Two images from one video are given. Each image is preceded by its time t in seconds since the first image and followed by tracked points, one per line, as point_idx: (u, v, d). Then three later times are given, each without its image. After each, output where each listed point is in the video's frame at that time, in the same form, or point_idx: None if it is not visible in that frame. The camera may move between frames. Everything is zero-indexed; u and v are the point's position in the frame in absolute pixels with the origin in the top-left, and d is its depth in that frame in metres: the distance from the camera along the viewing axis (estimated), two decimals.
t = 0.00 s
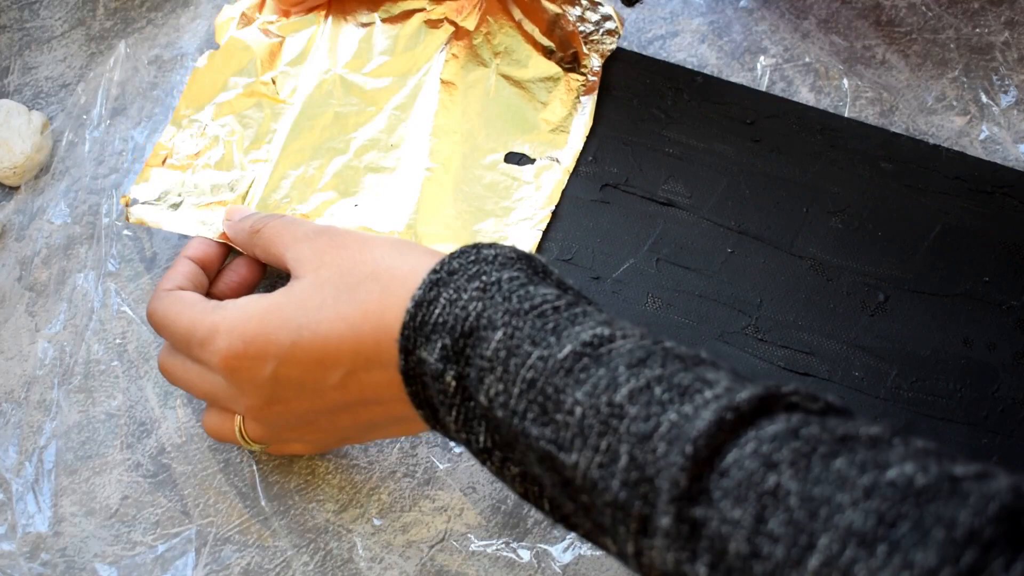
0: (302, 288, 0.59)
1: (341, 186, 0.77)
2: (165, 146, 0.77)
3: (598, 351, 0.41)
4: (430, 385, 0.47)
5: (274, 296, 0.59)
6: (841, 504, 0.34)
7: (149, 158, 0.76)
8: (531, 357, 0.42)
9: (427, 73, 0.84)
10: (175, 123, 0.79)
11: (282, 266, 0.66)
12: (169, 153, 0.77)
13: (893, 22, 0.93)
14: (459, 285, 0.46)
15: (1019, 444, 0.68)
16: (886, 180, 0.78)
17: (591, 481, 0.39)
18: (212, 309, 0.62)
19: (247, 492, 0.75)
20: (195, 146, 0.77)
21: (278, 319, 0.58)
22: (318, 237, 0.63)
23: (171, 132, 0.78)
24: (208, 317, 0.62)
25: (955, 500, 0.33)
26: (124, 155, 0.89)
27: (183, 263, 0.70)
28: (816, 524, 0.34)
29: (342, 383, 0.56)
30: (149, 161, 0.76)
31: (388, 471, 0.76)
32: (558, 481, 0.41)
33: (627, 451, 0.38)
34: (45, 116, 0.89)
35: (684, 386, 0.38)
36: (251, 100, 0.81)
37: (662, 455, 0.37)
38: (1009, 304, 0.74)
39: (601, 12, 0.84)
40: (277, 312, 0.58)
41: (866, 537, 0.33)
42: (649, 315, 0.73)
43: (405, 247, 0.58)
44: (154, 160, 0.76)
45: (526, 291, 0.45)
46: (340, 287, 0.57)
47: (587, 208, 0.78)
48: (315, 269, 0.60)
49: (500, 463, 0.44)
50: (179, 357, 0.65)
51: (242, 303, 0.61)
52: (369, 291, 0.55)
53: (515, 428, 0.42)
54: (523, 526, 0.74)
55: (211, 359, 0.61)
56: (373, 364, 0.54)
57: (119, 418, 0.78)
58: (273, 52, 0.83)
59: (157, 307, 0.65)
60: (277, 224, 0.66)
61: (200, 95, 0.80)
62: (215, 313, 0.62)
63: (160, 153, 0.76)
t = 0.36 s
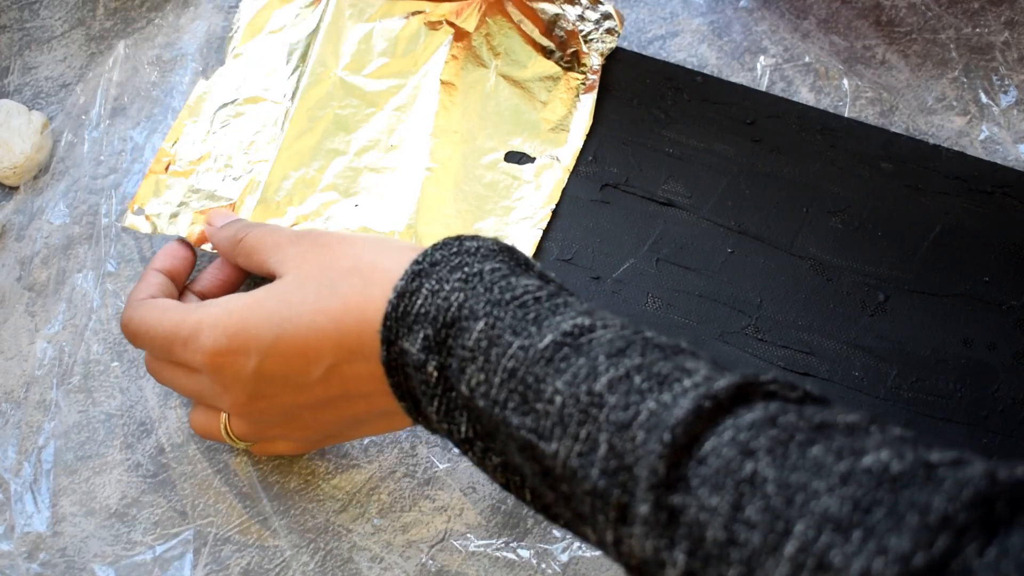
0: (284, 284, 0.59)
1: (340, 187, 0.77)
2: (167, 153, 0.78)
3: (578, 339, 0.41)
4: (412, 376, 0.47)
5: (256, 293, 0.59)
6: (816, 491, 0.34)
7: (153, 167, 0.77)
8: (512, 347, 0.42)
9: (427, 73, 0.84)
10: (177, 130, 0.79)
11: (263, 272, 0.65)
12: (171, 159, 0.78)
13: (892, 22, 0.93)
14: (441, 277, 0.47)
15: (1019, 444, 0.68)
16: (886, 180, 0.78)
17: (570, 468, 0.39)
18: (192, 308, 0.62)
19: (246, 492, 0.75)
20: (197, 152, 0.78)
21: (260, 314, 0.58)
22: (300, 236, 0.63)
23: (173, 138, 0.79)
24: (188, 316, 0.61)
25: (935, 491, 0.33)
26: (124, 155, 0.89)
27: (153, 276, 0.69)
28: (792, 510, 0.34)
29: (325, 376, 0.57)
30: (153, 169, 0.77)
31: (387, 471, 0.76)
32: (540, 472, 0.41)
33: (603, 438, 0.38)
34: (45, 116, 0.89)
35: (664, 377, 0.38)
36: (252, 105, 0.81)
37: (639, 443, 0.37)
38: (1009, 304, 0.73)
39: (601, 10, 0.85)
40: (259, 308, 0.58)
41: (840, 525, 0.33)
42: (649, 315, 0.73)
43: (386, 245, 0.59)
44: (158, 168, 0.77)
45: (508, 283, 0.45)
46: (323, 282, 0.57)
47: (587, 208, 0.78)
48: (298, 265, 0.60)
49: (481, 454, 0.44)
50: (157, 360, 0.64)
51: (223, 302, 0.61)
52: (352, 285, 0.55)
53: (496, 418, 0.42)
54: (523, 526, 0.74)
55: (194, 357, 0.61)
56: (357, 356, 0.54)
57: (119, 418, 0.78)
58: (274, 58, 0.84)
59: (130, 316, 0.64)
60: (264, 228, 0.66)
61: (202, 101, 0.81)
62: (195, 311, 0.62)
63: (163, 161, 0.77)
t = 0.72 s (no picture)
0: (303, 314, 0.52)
1: (341, 188, 0.78)
2: (167, 152, 0.78)
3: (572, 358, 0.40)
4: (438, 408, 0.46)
5: (270, 336, 0.50)
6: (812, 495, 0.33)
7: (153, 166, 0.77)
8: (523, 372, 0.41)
9: (427, 73, 0.84)
10: (177, 130, 0.80)
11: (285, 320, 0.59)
12: (172, 159, 0.78)
13: (892, 22, 0.93)
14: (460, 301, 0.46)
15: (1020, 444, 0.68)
16: (886, 180, 0.78)
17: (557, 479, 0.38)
18: (210, 355, 0.52)
19: (246, 492, 0.75)
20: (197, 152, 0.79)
21: (284, 357, 0.49)
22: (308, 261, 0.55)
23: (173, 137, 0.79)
24: (201, 366, 0.51)
25: (941, 491, 0.31)
26: (124, 155, 0.89)
27: (199, 342, 0.60)
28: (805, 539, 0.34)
29: (369, 425, 0.48)
30: (153, 169, 0.77)
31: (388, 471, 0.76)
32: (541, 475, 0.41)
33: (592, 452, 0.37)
34: (45, 116, 0.89)
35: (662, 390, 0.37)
36: (252, 105, 0.82)
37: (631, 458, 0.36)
38: (1009, 304, 0.73)
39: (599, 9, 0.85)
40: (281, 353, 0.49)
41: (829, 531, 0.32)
42: (648, 316, 0.73)
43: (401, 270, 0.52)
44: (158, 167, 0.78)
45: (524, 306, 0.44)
46: (341, 313, 0.49)
47: (587, 209, 0.78)
48: (316, 295, 0.51)
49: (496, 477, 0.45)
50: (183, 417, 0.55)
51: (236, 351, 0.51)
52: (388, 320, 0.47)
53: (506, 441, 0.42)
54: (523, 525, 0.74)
55: (220, 404, 0.52)
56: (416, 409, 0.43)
57: (119, 418, 0.78)
58: (275, 58, 0.84)
59: (138, 386, 0.54)
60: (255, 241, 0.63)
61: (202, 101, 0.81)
62: (214, 356, 0.52)
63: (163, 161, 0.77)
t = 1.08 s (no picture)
0: (486, 354, 0.56)
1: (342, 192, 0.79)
2: (168, 153, 0.79)
3: (615, 394, 0.45)
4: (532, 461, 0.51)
5: (440, 378, 0.57)
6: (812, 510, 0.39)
7: (155, 167, 0.78)
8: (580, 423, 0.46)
9: (428, 75, 0.84)
10: (178, 130, 0.80)
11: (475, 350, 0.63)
12: (173, 160, 0.79)
13: (893, 21, 0.92)
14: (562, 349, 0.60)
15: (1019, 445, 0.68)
16: (886, 180, 0.78)
17: (589, 489, 0.45)
18: (379, 390, 0.60)
19: (246, 492, 0.76)
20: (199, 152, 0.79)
21: (456, 405, 0.55)
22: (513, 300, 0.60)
23: (174, 139, 0.80)
24: (369, 404, 0.59)
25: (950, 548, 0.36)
26: (124, 155, 0.89)
27: (326, 387, 0.67)
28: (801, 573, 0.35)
29: (487, 483, 0.54)
30: (153, 170, 0.78)
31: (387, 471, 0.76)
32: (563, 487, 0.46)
33: (627, 471, 0.43)
34: (45, 116, 0.90)
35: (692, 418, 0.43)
36: (252, 105, 0.82)
37: (661, 475, 0.42)
38: (1009, 304, 0.73)
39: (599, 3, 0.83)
40: (411, 405, 0.56)
41: (845, 553, 0.37)
42: (648, 316, 0.73)
43: (587, 340, 0.55)
44: (158, 168, 0.78)
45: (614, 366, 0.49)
46: (509, 374, 0.54)
47: (587, 208, 0.78)
48: (489, 351, 0.56)
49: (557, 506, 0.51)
50: (342, 450, 0.62)
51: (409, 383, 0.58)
52: (528, 387, 0.52)
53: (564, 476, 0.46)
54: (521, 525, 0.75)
55: (372, 443, 0.59)
56: (521, 469, 0.51)
57: (120, 418, 0.79)
58: (274, 57, 0.84)
59: (308, 418, 0.63)
60: (458, 283, 0.67)
61: (202, 100, 0.82)
62: (377, 391, 0.59)
63: (164, 161, 0.78)
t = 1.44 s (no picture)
0: (446, 391, 0.57)
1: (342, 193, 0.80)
2: (168, 153, 0.79)
3: (567, 438, 0.46)
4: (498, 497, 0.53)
5: (406, 418, 0.58)
6: (788, 551, 0.38)
7: (155, 167, 0.78)
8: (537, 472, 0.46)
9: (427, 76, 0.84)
10: (178, 130, 0.80)
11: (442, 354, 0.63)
12: (173, 160, 0.79)
13: (894, 21, 0.92)
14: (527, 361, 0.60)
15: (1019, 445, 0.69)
16: (886, 180, 0.78)
17: (559, 536, 0.46)
18: (356, 429, 0.61)
19: (246, 492, 0.76)
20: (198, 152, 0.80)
21: (426, 448, 0.56)
22: (466, 323, 0.59)
23: (173, 139, 0.80)
24: (349, 446, 0.60)
25: None
26: (124, 155, 0.89)
27: (316, 397, 0.68)
28: None
29: (466, 517, 0.57)
30: (154, 170, 0.78)
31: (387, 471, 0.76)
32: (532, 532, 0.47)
33: (589, 521, 0.44)
34: (45, 116, 0.90)
35: (652, 457, 0.43)
36: (252, 105, 0.82)
37: (625, 524, 0.43)
38: (1009, 304, 0.73)
39: None
40: (386, 446, 0.58)
41: None
42: (648, 317, 0.73)
43: (538, 365, 0.55)
44: (157, 168, 0.79)
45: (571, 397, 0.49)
46: (466, 414, 0.55)
47: (586, 208, 0.78)
48: (449, 386, 0.57)
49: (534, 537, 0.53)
50: (330, 482, 0.64)
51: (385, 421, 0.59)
52: (484, 427, 0.53)
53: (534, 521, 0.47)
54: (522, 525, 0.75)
55: (356, 479, 0.61)
56: (495, 508, 0.54)
57: (120, 418, 0.79)
58: (274, 57, 0.84)
59: (297, 447, 0.64)
60: (431, 277, 0.67)
61: (202, 100, 0.82)
62: (355, 432, 0.61)
63: (164, 161, 0.79)
